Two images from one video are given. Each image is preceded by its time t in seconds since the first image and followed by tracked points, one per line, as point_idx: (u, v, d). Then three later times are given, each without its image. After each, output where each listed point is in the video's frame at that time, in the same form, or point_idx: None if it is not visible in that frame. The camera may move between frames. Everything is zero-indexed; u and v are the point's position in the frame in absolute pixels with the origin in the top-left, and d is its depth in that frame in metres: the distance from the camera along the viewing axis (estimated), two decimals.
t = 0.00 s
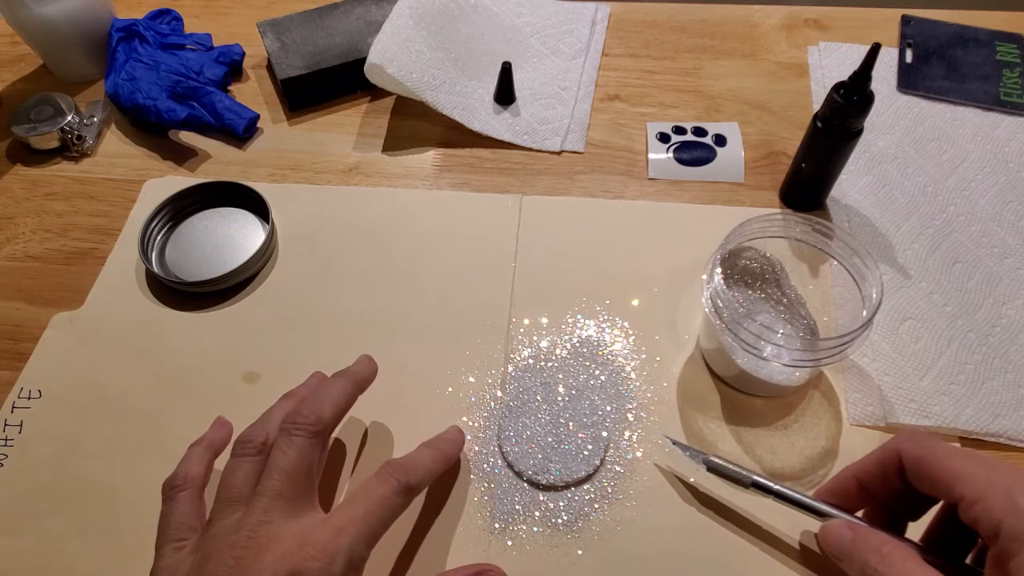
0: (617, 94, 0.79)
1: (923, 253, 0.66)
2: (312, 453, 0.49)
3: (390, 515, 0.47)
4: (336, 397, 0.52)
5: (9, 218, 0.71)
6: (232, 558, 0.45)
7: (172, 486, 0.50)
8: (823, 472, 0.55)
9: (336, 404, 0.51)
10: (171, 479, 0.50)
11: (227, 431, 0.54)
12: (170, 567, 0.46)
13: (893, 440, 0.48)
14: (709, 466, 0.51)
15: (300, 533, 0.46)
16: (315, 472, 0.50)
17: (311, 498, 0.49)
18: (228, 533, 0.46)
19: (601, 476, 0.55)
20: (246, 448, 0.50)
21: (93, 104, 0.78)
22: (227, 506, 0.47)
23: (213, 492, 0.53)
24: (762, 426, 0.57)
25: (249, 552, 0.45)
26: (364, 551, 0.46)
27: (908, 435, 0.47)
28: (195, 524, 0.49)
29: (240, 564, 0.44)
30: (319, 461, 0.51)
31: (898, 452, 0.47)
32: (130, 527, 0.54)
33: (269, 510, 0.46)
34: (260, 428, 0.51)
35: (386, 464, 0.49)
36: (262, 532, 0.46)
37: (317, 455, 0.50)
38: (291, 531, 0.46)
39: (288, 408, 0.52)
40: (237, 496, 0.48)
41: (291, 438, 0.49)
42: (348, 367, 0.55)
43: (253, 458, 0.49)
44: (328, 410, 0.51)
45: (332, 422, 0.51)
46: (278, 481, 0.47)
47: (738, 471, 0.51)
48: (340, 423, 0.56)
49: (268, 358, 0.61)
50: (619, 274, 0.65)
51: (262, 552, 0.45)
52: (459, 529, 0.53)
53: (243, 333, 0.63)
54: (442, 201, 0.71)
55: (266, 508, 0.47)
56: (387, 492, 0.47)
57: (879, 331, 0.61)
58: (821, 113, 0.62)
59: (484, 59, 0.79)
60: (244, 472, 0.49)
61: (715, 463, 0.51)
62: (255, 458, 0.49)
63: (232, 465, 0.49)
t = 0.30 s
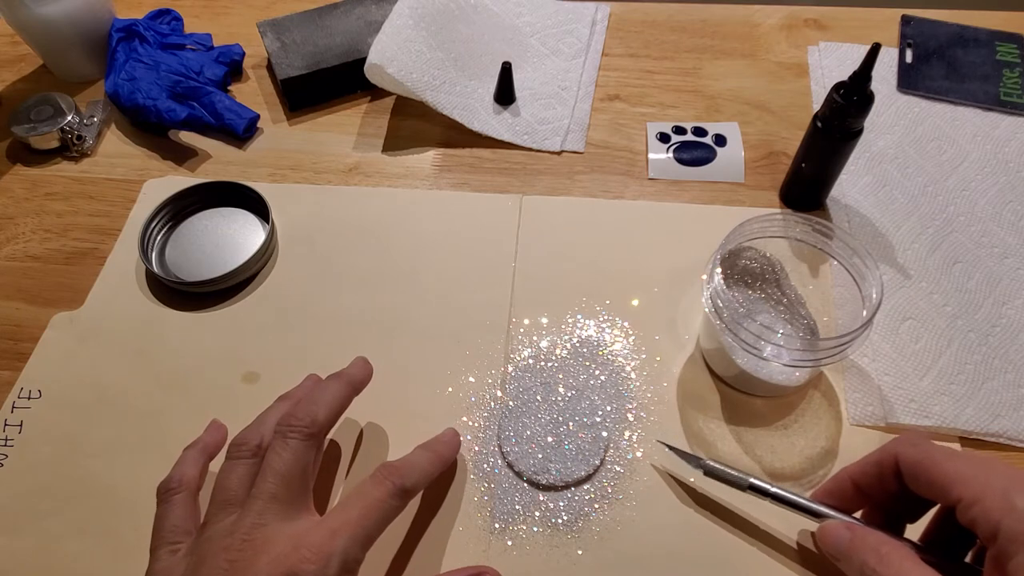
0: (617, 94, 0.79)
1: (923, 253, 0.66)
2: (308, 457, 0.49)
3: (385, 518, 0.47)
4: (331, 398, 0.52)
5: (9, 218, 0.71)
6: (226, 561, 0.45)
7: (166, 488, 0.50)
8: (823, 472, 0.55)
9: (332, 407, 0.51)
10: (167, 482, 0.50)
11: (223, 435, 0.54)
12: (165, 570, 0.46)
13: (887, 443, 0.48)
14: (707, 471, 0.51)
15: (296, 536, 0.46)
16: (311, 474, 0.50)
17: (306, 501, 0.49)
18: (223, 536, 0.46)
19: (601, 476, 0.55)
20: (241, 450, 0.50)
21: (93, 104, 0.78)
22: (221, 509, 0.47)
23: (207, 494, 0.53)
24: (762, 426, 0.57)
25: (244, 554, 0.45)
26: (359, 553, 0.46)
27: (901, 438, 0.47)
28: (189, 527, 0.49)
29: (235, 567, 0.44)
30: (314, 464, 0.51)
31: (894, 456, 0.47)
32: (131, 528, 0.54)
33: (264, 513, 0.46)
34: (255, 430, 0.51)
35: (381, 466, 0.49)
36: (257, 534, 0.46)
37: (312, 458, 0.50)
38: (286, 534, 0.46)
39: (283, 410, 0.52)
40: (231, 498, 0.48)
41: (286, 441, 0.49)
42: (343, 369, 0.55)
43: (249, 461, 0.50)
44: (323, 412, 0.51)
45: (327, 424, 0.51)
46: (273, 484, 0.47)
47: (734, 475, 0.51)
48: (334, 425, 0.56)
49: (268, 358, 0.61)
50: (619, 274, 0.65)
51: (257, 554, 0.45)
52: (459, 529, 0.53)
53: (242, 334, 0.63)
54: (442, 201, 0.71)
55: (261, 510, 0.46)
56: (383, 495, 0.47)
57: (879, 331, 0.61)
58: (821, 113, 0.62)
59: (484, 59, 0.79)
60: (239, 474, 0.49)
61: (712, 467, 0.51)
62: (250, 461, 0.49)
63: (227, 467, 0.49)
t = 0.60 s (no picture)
0: (617, 94, 0.79)
1: (923, 253, 0.66)
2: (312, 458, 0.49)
3: (388, 519, 0.47)
4: (336, 401, 0.52)
5: (9, 218, 0.71)
6: (231, 562, 0.45)
7: (172, 491, 0.50)
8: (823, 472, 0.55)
9: (335, 408, 0.52)
10: (172, 484, 0.50)
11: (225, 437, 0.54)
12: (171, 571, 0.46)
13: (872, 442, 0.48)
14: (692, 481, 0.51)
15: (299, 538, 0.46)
16: (315, 475, 0.50)
17: (310, 503, 0.49)
18: (228, 537, 0.46)
19: (601, 476, 0.55)
20: (246, 452, 0.50)
21: (93, 104, 0.78)
22: (226, 511, 0.47)
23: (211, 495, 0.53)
24: (762, 426, 0.57)
25: (250, 555, 0.45)
26: (363, 554, 0.46)
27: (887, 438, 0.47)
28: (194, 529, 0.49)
29: (241, 568, 0.44)
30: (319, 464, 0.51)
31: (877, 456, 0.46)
32: (131, 529, 0.54)
33: (269, 514, 0.46)
34: (260, 432, 0.51)
35: (384, 467, 0.50)
36: (262, 536, 0.46)
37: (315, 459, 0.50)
38: (290, 535, 0.46)
39: (288, 412, 0.52)
40: (236, 500, 0.48)
41: (290, 443, 0.49)
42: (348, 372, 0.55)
43: (253, 463, 0.50)
44: (328, 414, 0.51)
45: (332, 426, 0.51)
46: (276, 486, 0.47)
47: (721, 485, 0.50)
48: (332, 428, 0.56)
49: (268, 358, 0.61)
50: (619, 274, 0.65)
51: (262, 556, 0.45)
52: (459, 529, 0.53)
53: (242, 334, 0.63)
54: (441, 201, 0.71)
55: (265, 512, 0.46)
56: (385, 495, 0.47)
57: (879, 331, 0.61)
58: (821, 113, 0.62)
59: (484, 59, 0.79)
60: (244, 477, 0.49)
61: (697, 479, 0.51)
62: (255, 463, 0.49)
63: (232, 470, 0.49)
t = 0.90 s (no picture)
0: (617, 95, 0.79)
1: (923, 253, 0.66)
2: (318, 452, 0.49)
3: (393, 512, 0.47)
4: (341, 396, 0.52)
5: (9, 218, 0.71)
6: (237, 551, 0.45)
7: (178, 482, 0.50)
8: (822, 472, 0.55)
9: (341, 402, 0.51)
10: (177, 476, 0.50)
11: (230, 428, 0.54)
12: (176, 561, 0.46)
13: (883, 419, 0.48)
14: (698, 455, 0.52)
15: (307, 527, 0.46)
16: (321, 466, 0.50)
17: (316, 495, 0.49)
18: (234, 527, 0.46)
19: (601, 476, 0.55)
20: (252, 444, 0.50)
21: (93, 104, 0.78)
22: (232, 501, 0.47)
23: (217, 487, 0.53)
24: (762, 426, 0.57)
25: (256, 545, 0.45)
26: (368, 544, 0.46)
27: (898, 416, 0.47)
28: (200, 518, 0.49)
29: (246, 557, 0.44)
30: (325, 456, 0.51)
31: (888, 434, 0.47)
32: (130, 529, 0.53)
33: (275, 504, 0.46)
34: (266, 425, 0.51)
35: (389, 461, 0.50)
36: (268, 526, 0.46)
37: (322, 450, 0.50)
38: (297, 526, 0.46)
39: (293, 406, 0.52)
40: (243, 491, 0.48)
41: (296, 435, 0.49)
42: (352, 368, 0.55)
43: (260, 455, 0.49)
44: (333, 408, 0.51)
45: (338, 420, 0.51)
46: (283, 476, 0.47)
47: (728, 459, 0.51)
48: (348, 415, 0.56)
49: (268, 358, 0.61)
50: (619, 274, 0.65)
51: (269, 546, 0.45)
52: (459, 529, 0.53)
53: (242, 333, 0.63)
54: (441, 201, 0.71)
55: (272, 502, 0.46)
56: (390, 488, 0.47)
57: (879, 331, 0.61)
58: (821, 113, 0.62)
59: (484, 59, 0.79)
60: (251, 467, 0.49)
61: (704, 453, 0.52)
62: (262, 454, 0.49)
63: (239, 461, 0.49)
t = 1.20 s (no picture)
0: (617, 95, 0.79)
1: (923, 253, 0.66)
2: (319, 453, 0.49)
3: (393, 513, 0.47)
4: (340, 396, 0.52)
5: (9, 218, 0.71)
6: (238, 553, 0.45)
7: (179, 483, 0.50)
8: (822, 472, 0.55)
9: (342, 403, 0.51)
10: (179, 477, 0.50)
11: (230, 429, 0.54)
12: (178, 563, 0.46)
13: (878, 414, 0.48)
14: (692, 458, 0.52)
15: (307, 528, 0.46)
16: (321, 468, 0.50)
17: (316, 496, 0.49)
18: (235, 529, 0.46)
19: (601, 476, 0.55)
20: (253, 445, 0.49)
21: (93, 104, 0.78)
22: (233, 502, 0.47)
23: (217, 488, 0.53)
24: (762, 426, 0.57)
25: (256, 546, 0.45)
26: (368, 545, 0.46)
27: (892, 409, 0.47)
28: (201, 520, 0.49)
29: (247, 559, 0.44)
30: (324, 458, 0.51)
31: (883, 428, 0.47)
32: (130, 529, 0.54)
33: (276, 506, 0.46)
34: (266, 426, 0.51)
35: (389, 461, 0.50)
36: (269, 527, 0.46)
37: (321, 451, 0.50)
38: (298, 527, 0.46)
39: (294, 407, 0.52)
40: (243, 492, 0.47)
41: (297, 436, 0.49)
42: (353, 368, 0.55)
43: (261, 456, 0.49)
44: (333, 409, 0.51)
45: (338, 421, 0.51)
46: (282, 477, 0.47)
47: (719, 460, 0.51)
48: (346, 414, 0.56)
49: (268, 358, 0.61)
50: (619, 274, 0.65)
51: (268, 547, 0.45)
52: (459, 529, 0.53)
53: (242, 333, 0.63)
54: (441, 201, 0.71)
55: (273, 504, 0.46)
56: (390, 489, 0.47)
57: (879, 331, 0.61)
58: (821, 113, 0.62)
59: (484, 59, 0.79)
60: (252, 468, 0.49)
61: (697, 454, 0.52)
62: (262, 455, 0.49)
63: (240, 461, 0.49)
